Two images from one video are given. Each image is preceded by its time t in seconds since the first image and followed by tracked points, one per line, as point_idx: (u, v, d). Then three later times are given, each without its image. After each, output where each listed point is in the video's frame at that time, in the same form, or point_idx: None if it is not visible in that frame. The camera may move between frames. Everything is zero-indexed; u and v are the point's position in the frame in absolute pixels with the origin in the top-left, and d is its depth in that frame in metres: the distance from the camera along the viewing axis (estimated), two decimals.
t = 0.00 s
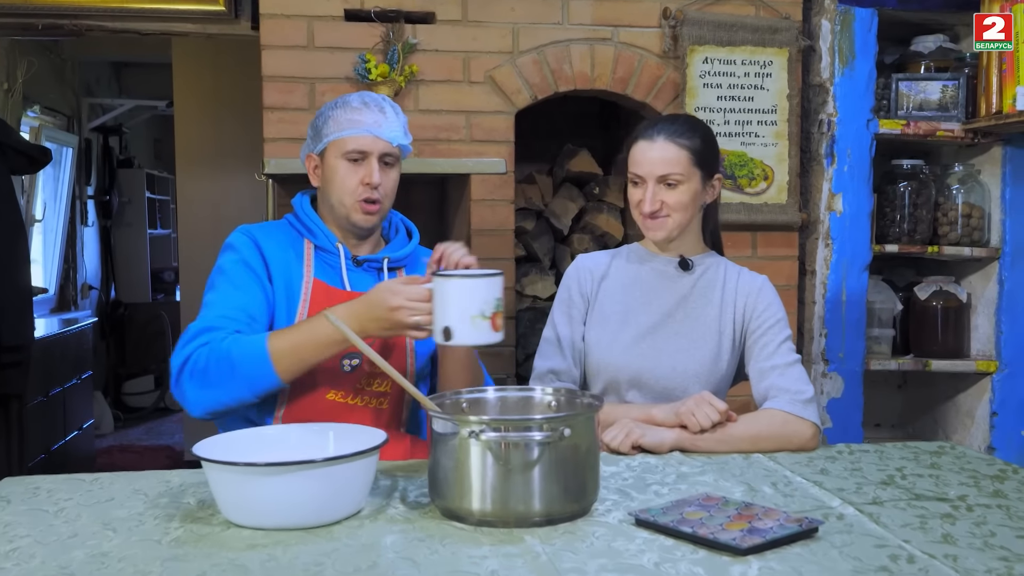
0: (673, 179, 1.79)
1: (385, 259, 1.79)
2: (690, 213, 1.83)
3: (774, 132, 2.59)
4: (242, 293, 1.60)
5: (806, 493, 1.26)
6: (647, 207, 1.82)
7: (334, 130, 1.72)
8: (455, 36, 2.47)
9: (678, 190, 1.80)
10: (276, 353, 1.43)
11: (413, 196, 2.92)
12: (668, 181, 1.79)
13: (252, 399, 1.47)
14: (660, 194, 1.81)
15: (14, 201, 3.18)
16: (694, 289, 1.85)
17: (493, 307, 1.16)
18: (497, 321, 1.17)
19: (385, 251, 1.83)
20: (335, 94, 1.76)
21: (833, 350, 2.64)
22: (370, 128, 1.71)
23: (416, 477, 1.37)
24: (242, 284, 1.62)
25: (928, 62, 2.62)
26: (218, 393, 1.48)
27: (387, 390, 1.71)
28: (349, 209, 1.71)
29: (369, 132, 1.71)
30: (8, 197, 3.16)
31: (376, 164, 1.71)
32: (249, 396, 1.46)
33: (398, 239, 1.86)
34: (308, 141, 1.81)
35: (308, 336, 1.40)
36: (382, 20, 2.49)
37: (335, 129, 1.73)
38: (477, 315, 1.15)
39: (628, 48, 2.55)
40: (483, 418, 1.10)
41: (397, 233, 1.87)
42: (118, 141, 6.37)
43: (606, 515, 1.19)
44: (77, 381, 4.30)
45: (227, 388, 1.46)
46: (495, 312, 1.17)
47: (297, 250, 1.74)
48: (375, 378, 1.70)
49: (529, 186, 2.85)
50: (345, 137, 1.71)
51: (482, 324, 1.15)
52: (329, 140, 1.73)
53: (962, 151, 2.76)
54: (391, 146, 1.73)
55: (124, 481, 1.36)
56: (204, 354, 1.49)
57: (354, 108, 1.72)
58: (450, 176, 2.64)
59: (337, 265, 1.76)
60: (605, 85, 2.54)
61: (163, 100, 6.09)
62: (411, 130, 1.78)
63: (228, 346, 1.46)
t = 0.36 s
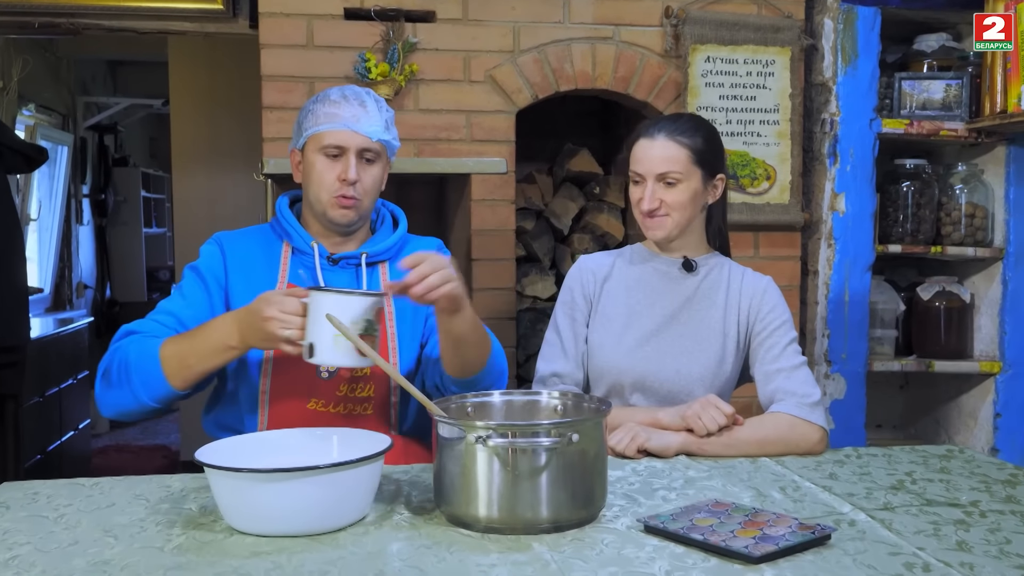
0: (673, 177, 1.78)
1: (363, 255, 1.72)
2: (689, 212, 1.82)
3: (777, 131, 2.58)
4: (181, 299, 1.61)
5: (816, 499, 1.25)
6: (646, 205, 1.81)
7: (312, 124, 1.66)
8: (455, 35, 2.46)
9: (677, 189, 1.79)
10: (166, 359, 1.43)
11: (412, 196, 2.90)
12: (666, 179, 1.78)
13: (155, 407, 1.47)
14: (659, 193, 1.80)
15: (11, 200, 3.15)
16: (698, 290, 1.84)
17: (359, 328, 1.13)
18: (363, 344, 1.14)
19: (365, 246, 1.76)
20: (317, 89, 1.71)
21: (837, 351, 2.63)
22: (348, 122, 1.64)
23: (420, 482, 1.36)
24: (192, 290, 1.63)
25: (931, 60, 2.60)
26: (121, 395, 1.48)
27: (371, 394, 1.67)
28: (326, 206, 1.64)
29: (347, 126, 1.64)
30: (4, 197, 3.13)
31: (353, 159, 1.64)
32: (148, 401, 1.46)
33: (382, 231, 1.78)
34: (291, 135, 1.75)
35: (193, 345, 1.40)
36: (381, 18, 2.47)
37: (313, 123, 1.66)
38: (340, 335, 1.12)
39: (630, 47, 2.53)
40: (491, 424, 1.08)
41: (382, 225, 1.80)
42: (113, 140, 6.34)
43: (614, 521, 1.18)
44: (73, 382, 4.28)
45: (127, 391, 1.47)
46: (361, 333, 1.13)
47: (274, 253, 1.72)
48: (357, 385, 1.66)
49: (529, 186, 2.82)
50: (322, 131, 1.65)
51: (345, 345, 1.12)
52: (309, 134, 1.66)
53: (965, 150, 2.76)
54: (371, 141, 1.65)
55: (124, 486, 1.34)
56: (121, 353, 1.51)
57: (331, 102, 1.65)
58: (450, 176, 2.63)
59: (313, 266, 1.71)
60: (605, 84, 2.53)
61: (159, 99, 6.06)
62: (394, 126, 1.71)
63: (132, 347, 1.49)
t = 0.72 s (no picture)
0: (684, 178, 1.76)
1: (351, 258, 1.68)
2: (698, 213, 1.80)
3: (781, 131, 2.57)
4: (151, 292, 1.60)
5: (827, 503, 1.22)
6: (656, 206, 1.79)
7: (319, 124, 1.62)
8: (457, 33, 2.44)
9: (688, 189, 1.78)
10: (112, 347, 1.41)
11: (412, 196, 2.88)
12: (678, 179, 1.77)
13: (109, 398, 1.45)
14: (669, 193, 1.78)
15: (9, 200, 3.13)
16: (702, 291, 1.81)
17: (278, 320, 1.05)
18: (282, 336, 1.06)
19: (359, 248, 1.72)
20: (320, 84, 1.66)
21: (842, 353, 2.62)
22: (358, 124, 1.61)
23: (424, 486, 1.33)
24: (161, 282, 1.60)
25: (936, 59, 2.59)
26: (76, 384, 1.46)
27: (363, 403, 1.61)
28: (331, 210, 1.61)
29: (357, 127, 1.61)
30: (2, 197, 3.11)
31: (362, 162, 1.61)
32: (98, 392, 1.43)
33: (376, 231, 1.75)
34: (289, 131, 1.70)
35: (139, 333, 1.37)
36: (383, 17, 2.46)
37: (319, 122, 1.63)
38: (257, 326, 1.05)
39: (633, 46, 2.52)
40: (497, 426, 1.06)
41: (377, 222, 1.77)
42: (111, 141, 6.32)
43: (623, 526, 1.15)
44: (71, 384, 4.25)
45: (81, 381, 1.45)
46: (281, 324, 1.06)
47: (262, 254, 1.69)
48: (347, 395, 1.60)
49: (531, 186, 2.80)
50: (329, 131, 1.61)
51: (262, 337, 1.05)
52: (313, 134, 1.62)
53: (971, 150, 2.74)
54: (379, 144, 1.63)
55: (122, 490, 1.32)
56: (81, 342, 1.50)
57: (340, 101, 1.62)
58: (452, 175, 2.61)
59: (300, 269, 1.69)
60: (609, 83, 2.52)
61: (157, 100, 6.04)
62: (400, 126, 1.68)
63: (87, 337, 1.47)
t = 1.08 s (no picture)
0: (681, 172, 1.76)
1: (364, 261, 1.68)
2: (696, 209, 1.80)
3: (785, 131, 2.56)
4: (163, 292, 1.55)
5: (836, 505, 1.21)
6: (652, 201, 1.79)
7: (314, 121, 1.60)
8: (459, 32, 2.44)
9: (686, 184, 1.78)
10: (127, 353, 1.36)
11: (414, 197, 2.87)
12: (675, 173, 1.77)
13: (121, 406, 1.40)
14: (666, 188, 1.79)
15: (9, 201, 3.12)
16: (706, 289, 1.80)
17: (316, 315, 1.05)
18: (322, 331, 1.05)
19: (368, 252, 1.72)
20: (316, 81, 1.64)
21: (846, 354, 2.61)
22: (353, 121, 1.59)
23: (427, 488, 1.32)
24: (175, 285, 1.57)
25: (941, 59, 2.58)
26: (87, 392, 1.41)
27: (374, 410, 1.61)
28: (327, 209, 1.59)
29: (352, 124, 1.59)
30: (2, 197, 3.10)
31: (358, 160, 1.59)
32: (113, 399, 1.39)
33: (386, 234, 1.74)
34: (288, 129, 1.68)
35: (156, 338, 1.33)
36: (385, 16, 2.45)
37: (314, 120, 1.60)
38: (294, 323, 1.04)
39: (636, 45, 2.51)
40: (502, 427, 1.04)
41: (386, 225, 1.76)
42: (111, 142, 6.31)
43: (629, 528, 1.14)
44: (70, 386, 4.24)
45: (92, 387, 1.40)
46: (319, 319, 1.05)
47: (271, 253, 1.68)
48: (360, 401, 1.59)
49: (533, 186, 2.81)
50: (325, 129, 1.59)
51: (301, 333, 1.04)
52: (309, 132, 1.60)
53: (976, 150, 2.73)
54: (376, 141, 1.61)
55: (123, 492, 1.30)
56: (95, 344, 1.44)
57: (335, 98, 1.59)
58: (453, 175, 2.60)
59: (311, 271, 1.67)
60: (612, 83, 2.51)
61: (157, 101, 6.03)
62: (400, 123, 1.65)
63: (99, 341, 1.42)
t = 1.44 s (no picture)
0: (686, 169, 1.75)
1: (377, 264, 1.66)
2: (701, 207, 1.78)
3: (787, 130, 2.55)
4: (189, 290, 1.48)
5: (842, 505, 1.20)
6: (657, 198, 1.78)
7: (321, 114, 1.59)
8: (459, 30, 2.42)
9: (690, 181, 1.76)
10: (167, 363, 1.27)
11: (413, 196, 2.86)
12: (680, 170, 1.75)
13: (151, 413, 1.32)
14: (670, 185, 1.77)
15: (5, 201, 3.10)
16: (709, 287, 1.79)
17: (398, 317, 0.95)
18: (404, 334, 0.96)
19: (382, 255, 1.71)
20: (325, 76, 1.63)
21: (848, 354, 2.60)
22: (360, 113, 1.57)
23: (429, 488, 1.31)
24: (195, 281, 1.51)
25: (942, 59, 2.58)
26: (115, 399, 1.33)
27: (385, 416, 1.59)
28: (334, 204, 1.57)
29: (359, 116, 1.57)
30: None
31: (365, 152, 1.57)
32: (144, 408, 1.31)
33: (397, 236, 1.73)
34: (297, 125, 1.68)
35: (201, 348, 1.23)
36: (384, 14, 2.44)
37: (322, 112, 1.59)
38: (376, 326, 0.94)
39: (637, 44, 2.50)
40: (506, 426, 1.03)
41: (397, 227, 1.75)
42: (107, 143, 6.28)
43: (634, 529, 1.12)
44: (67, 387, 4.22)
45: (123, 394, 1.31)
46: (401, 322, 0.96)
47: (283, 253, 1.64)
48: (369, 407, 1.57)
49: (533, 186, 2.79)
50: (332, 121, 1.58)
51: (383, 337, 0.94)
52: (316, 124, 1.59)
53: (977, 149, 2.73)
54: (384, 134, 1.59)
55: (121, 492, 1.29)
56: (122, 349, 1.35)
57: (343, 89, 1.58)
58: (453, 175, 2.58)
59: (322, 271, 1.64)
60: (612, 81, 2.50)
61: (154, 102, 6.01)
62: (410, 118, 1.63)
63: (133, 346, 1.33)
